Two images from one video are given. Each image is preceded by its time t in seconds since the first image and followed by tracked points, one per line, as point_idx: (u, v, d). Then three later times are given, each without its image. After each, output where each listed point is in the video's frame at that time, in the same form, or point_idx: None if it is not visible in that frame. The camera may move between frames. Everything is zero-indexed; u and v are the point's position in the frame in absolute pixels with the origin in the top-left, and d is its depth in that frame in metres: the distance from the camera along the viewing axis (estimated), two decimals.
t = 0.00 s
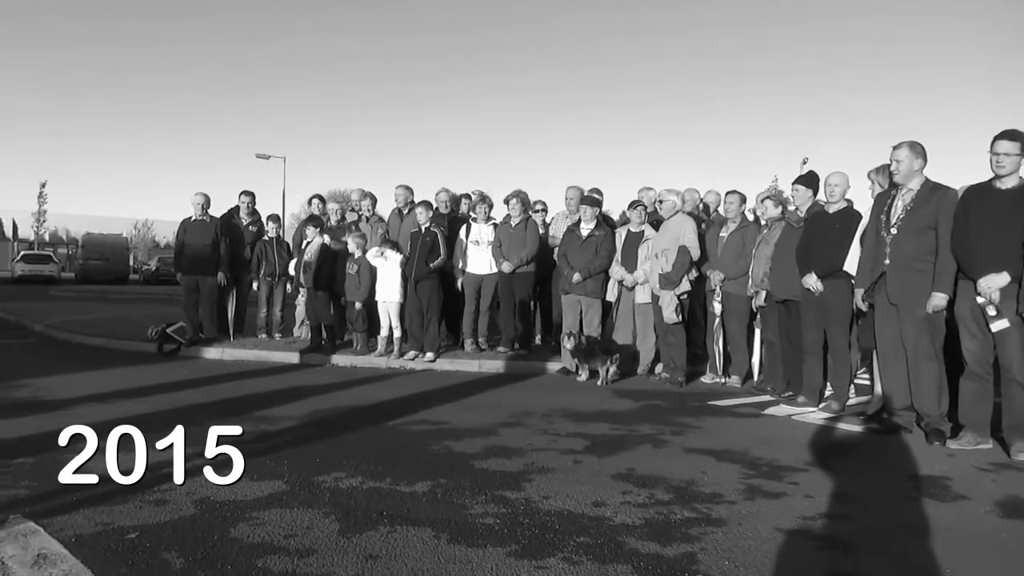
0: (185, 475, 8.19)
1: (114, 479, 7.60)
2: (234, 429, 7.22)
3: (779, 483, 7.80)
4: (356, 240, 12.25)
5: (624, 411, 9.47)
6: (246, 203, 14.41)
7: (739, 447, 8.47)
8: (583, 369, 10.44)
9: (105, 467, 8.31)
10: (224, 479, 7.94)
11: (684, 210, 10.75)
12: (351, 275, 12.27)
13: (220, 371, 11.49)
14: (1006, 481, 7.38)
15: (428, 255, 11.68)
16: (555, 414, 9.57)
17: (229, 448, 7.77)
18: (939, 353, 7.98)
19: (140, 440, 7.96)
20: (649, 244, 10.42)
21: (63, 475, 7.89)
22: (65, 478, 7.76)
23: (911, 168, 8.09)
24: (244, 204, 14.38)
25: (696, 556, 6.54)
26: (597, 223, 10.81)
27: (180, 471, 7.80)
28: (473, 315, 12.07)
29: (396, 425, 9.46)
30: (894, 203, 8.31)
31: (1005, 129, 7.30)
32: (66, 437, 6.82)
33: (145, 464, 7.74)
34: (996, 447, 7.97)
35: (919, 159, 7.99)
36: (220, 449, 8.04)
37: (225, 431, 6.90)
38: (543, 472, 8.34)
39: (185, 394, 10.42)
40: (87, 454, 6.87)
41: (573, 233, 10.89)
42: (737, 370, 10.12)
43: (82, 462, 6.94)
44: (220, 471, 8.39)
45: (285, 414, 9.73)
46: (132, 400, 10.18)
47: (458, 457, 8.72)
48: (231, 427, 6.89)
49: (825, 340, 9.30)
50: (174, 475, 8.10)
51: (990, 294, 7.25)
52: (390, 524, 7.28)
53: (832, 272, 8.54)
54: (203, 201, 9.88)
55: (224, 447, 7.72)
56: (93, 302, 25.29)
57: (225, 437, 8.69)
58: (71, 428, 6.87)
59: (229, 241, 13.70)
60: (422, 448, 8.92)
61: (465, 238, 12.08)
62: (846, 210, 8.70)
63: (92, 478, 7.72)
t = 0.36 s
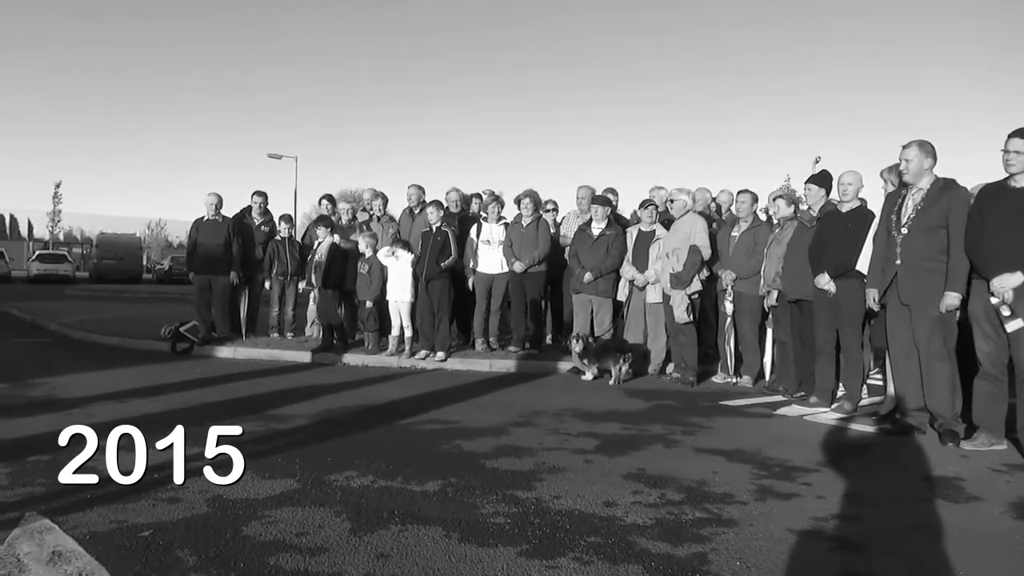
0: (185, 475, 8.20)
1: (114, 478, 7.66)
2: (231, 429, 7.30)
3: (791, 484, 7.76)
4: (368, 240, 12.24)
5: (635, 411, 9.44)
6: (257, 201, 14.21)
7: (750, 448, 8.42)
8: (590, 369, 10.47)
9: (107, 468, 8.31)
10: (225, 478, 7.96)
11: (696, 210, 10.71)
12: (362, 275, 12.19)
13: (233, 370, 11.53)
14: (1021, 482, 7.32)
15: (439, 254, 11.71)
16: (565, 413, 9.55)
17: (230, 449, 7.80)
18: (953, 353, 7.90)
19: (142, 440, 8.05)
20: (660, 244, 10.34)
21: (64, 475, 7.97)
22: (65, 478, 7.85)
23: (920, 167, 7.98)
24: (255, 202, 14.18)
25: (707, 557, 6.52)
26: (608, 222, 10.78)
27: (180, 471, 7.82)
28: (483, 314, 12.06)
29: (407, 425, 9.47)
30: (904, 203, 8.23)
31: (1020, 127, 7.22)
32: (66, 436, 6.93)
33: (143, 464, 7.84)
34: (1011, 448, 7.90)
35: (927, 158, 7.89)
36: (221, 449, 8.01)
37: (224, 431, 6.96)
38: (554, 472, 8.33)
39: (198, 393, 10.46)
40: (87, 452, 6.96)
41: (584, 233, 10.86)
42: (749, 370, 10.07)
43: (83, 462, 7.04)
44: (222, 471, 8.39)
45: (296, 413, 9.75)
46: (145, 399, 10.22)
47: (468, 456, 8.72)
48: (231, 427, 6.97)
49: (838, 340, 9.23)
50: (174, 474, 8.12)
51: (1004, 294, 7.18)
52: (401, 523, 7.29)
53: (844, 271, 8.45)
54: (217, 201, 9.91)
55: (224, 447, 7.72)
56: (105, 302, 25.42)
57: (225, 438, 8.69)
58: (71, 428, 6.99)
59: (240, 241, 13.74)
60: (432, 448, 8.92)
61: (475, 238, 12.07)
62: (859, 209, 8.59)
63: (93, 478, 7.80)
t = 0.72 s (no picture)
0: (185, 473, 8.18)
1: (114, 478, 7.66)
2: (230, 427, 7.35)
3: (786, 481, 7.80)
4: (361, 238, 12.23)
5: (631, 409, 9.45)
6: (253, 200, 14.10)
7: (745, 445, 8.45)
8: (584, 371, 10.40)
9: (102, 466, 8.29)
10: (224, 478, 7.98)
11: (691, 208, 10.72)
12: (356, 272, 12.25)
13: (228, 368, 11.52)
14: (1015, 480, 7.36)
15: (435, 252, 11.63)
16: (561, 411, 9.55)
17: (229, 449, 7.79)
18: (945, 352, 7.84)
19: (141, 439, 8.06)
20: (655, 242, 10.38)
21: (63, 475, 7.89)
22: (65, 478, 7.78)
23: (909, 167, 7.93)
24: (251, 200, 14.11)
25: (702, 554, 6.55)
26: (604, 220, 10.78)
27: (179, 471, 7.80)
28: (479, 312, 12.08)
29: (402, 422, 9.47)
30: (894, 202, 8.18)
31: (1014, 125, 7.25)
32: (65, 437, 6.94)
33: (143, 463, 7.86)
34: (1005, 446, 7.94)
35: (916, 158, 7.83)
36: (219, 449, 8.00)
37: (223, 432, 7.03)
38: (549, 469, 8.35)
39: (192, 390, 10.44)
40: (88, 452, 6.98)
41: (579, 231, 10.86)
42: (744, 369, 10.09)
43: (83, 462, 7.14)
44: (221, 471, 8.36)
45: (291, 411, 9.74)
46: (140, 397, 10.20)
47: (464, 454, 8.73)
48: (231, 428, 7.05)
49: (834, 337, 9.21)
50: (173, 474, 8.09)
51: (999, 292, 7.23)
52: (396, 521, 7.30)
53: (839, 270, 8.38)
54: (211, 198, 9.89)
55: (223, 447, 7.75)
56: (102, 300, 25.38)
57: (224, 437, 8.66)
58: (70, 428, 7.00)
59: (235, 238, 13.68)
60: (428, 446, 8.93)
61: (471, 236, 12.01)
62: (855, 208, 8.50)
63: (93, 478, 7.78)
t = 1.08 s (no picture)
0: (185, 473, 8.08)
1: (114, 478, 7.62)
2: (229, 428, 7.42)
3: (780, 477, 7.84)
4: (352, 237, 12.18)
5: (625, 405, 9.47)
6: (246, 196, 14.07)
7: (740, 441, 8.47)
8: (577, 368, 10.39)
9: (96, 463, 8.27)
10: (224, 479, 7.91)
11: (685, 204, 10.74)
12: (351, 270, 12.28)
13: (221, 365, 11.49)
14: (1008, 475, 7.41)
15: (430, 249, 11.65)
16: (556, 407, 9.56)
17: (229, 449, 7.66)
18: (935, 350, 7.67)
19: (141, 440, 8.03)
20: (650, 238, 10.43)
21: (63, 475, 7.79)
22: (65, 478, 7.71)
23: (900, 163, 7.71)
24: (244, 197, 14.04)
25: (697, 549, 6.58)
26: (599, 216, 10.76)
27: (179, 470, 7.72)
28: (474, 309, 12.10)
29: (397, 419, 9.46)
30: (886, 198, 7.93)
31: (1007, 122, 7.29)
32: (66, 438, 6.91)
33: (144, 464, 7.80)
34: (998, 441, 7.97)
35: (906, 154, 7.60)
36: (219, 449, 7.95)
37: (225, 432, 7.13)
38: (544, 465, 8.36)
39: (185, 387, 10.42)
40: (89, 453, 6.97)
41: (574, 227, 10.85)
42: (738, 364, 10.11)
43: (83, 462, 7.08)
44: (220, 471, 8.29)
45: (285, 408, 9.73)
46: (133, 394, 10.17)
47: (458, 450, 8.73)
48: (230, 428, 7.13)
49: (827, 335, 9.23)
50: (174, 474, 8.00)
51: (993, 289, 7.32)
52: (391, 517, 7.30)
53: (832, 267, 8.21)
54: (203, 194, 9.87)
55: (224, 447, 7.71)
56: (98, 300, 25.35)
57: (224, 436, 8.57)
58: (72, 428, 6.99)
59: (228, 235, 13.61)
60: (422, 442, 8.92)
61: (465, 233, 12.01)
62: (850, 204, 8.28)
63: (93, 478, 7.69)
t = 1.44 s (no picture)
0: (185, 472, 7.87)
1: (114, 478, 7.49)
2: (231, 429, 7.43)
3: (784, 473, 7.69)
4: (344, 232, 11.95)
5: (625, 401, 9.29)
6: (236, 187, 13.79)
7: (742, 437, 8.31)
8: (577, 363, 10.20)
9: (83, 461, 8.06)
10: (224, 478, 7.70)
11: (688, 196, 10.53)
12: (347, 264, 12.07)
13: (211, 361, 11.27)
14: (1016, 471, 7.27)
15: (425, 242, 11.47)
16: (554, 403, 9.38)
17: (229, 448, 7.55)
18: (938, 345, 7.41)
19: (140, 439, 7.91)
20: (650, 231, 10.26)
21: (64, 475, 7.64)
22: (65, 478, 7.56)
23: (907, 153, 7.47)
24: (235, 188, 13.80)
25: (699, 547, 6.42)
26: (598, 209, 10.62)
27: (179, 470, 7.58)
28: (471, 304, 11.86)
29: (392, 415, 9.27)
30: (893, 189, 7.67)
31: (1015, 110, 7.11)
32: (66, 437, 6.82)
33: (143, 465, 7.63)
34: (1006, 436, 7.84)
35: (914, 144, 7.36)
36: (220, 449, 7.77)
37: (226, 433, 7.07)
38: (542, 462, 8.19)
39: (175, 384, 10.20)
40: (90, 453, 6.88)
41: (573, 219, 10.67)
42: (741, 359, 9.91)
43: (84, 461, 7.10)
44: (213, 470, 8.07)
45: (278, 405, 9.52)
46: (122, 391, 9.96)
47: (455, 447, 8.54)
48: (231, 428, 7.10)
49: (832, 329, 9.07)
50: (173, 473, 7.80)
51: (1001, 282, 7.15)
52: (386, 515, 7.12)
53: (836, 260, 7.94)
54: (191, 186, 9.64)
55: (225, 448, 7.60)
56: (91, 294, 24.98)
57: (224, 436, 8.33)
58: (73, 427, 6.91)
59: (219, 228, 13.39)
60: (418, 439, 8.74)
61: (461, 225, 11.86)
62: (856, 196, 8.05)
63: (92, 478, 7.49)
